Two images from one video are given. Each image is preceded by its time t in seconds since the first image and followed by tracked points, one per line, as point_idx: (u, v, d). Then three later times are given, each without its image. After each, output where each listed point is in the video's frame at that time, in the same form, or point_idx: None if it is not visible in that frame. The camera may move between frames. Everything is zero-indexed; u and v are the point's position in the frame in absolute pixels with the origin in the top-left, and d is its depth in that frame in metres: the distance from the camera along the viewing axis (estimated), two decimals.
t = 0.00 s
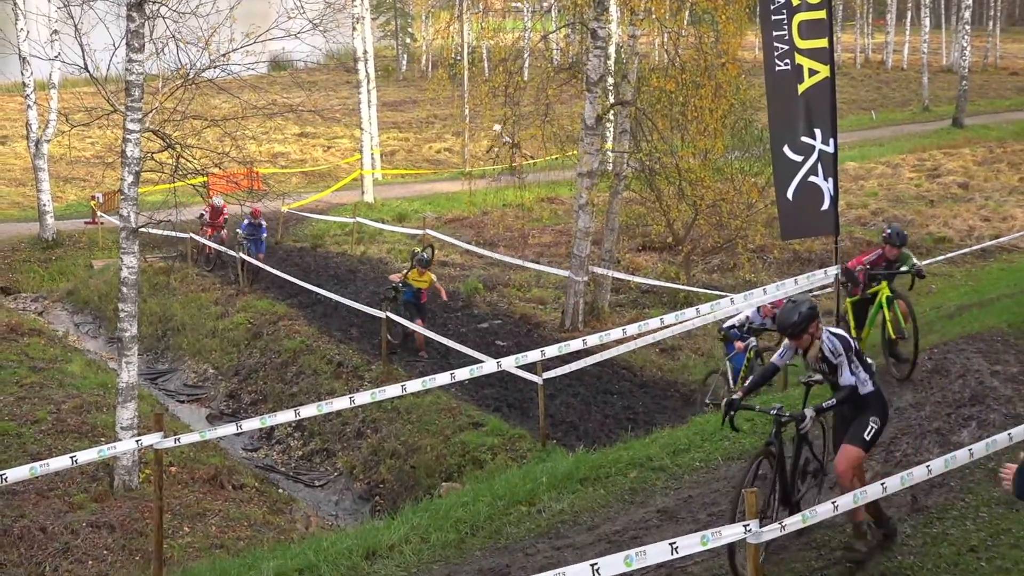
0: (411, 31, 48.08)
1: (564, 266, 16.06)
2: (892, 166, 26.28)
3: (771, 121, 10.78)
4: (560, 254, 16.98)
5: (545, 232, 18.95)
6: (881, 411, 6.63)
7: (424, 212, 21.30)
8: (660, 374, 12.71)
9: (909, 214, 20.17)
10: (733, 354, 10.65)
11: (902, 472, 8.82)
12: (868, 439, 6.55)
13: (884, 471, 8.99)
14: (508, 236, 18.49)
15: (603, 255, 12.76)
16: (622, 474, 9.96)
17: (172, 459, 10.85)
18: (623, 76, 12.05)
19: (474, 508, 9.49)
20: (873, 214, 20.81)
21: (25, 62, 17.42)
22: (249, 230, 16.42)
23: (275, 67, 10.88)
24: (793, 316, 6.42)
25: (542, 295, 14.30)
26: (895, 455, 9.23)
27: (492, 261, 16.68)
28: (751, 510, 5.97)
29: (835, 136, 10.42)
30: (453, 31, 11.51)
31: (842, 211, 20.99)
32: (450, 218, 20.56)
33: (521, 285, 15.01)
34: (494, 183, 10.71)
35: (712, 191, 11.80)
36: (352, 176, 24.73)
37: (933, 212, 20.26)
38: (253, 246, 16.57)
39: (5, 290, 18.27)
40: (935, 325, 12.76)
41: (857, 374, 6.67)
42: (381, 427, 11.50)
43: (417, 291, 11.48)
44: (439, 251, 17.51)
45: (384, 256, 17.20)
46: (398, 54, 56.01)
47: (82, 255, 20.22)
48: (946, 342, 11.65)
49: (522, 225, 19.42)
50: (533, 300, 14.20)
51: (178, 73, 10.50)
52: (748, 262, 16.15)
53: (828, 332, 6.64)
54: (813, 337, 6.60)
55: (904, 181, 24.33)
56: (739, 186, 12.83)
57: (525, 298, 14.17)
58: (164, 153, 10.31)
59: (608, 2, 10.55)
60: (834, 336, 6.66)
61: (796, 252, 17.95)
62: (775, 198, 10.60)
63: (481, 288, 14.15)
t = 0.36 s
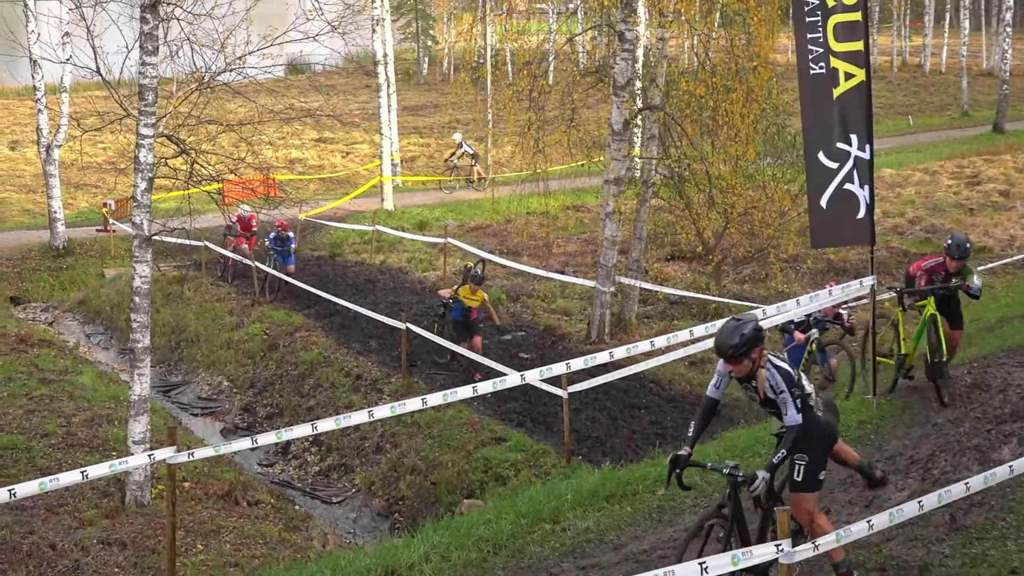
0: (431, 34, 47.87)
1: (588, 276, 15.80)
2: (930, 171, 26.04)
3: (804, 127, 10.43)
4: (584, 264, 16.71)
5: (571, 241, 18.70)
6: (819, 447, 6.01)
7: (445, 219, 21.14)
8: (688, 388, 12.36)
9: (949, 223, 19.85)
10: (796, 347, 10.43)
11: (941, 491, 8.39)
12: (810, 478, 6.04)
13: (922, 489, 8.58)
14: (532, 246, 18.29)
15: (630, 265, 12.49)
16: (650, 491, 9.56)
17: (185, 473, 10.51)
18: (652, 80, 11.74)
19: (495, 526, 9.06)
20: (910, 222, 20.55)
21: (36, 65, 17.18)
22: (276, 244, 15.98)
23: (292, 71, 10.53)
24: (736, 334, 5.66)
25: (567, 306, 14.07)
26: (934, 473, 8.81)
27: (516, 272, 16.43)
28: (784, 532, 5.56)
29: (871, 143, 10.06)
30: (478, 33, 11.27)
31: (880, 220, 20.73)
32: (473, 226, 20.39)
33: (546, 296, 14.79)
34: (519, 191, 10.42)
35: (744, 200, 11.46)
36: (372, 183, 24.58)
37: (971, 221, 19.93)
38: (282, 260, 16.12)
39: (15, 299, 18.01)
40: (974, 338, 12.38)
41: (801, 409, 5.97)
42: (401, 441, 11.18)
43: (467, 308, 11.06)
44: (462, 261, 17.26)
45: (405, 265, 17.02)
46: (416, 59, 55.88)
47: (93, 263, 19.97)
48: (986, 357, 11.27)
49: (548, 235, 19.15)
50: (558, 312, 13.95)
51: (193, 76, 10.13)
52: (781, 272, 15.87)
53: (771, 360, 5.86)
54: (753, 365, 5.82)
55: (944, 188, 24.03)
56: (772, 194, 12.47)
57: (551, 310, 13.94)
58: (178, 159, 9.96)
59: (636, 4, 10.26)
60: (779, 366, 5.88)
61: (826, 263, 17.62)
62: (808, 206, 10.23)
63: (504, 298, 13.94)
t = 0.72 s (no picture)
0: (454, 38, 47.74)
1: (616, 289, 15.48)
2: (976, 180, 25.76)
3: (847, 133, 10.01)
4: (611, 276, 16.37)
5: (600, 252, 18.37)
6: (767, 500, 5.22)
7: (470, 228, 20.94)
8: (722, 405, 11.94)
9: (997, 233, 19.48)
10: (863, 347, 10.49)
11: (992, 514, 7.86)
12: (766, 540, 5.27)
13: (970, 513, 8.06)
14: (560, 256, 18.04)
15: (663, 277, 12.20)
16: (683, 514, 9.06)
17: (198, 493, 10.08)
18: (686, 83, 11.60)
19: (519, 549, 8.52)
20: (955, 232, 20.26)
21: (45, 67, 16.82)
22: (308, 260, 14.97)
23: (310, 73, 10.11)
24: (648, 375, 4.73)
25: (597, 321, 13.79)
26: (982, 496, 8.31)
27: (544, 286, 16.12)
28: (824, 555, 5.23)
29: (916, 149, 9.58)
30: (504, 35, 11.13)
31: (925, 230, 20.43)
32: (499, 236, 20.21)
33: (575, 310, 14.52)
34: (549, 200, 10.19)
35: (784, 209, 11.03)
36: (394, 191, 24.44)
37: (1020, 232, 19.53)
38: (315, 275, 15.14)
39: (22, 310, 17.66)
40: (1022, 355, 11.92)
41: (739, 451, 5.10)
42: (423, 460, 10.76)
43: (512, 333, 10.70)
44: (488, 273, 16.92)
45: (428, 276, 16.82)
46: (436, 65, 55.79)
47: (104, 274, 19.62)
48: None
49: (577, 246, 18.81)
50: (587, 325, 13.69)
51: (208, 79, 9.73)
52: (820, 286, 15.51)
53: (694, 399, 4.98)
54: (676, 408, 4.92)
55: (991, 197, 23.65)
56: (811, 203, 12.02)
57: (580, 323, 13.68)
58: (191, 164, 9.53)
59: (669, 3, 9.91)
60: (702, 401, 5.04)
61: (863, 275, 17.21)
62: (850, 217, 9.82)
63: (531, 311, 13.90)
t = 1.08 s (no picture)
0: (484, 36, 47.31)
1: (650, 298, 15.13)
2: None
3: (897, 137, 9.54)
4: (646, 286, 16.01)
5: (637, 260, 17.99)
6: (686, 530, 4.51)
7: (501, 234, 20.63)
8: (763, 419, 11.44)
9: None
10: (948, 349, 9.79)
11: None
12: (671, 561, 4.38)
13: None
14: (595, 264, 17.70)
15: (704, 286, 11.93)
16: (723, 535, 8.51)
17: (217, 511, 9.63)
18: (727, 83, 11.09)
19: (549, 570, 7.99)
20: (1013, 240, 19.74)
21: (58, 67, 16.41)
22: (348, 274, 14.14)
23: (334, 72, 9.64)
24: (547, 422, 4.16)
25: (633, 332, 13.46)
26: None
27: (577, 296, 15.76)
28: None
29: (969, 152, 9.10)
30: (538, 33, 10.78)
31: (979, 237, 19.93)
32: (532, 242, 19.88)
33: (611, 322, 14.19)
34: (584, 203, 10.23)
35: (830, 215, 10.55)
36: (422, 195, 24.17)
37: None
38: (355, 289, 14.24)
39: (32, 320, 17.36)
40: None
41: (647, 480, 4.46)
42: (453, 476, 10.35)
43: (570, 359, 9.84)
44: (520, 282, 16.59)
45: (458, 284, 16.54)
46: (462, 66, 55.40)
47: (119, 281, 19.27)
48: None
49: (614, 254, 18.40)
50: (624, 336, 13.50)
51: (227, 79, 9.34)
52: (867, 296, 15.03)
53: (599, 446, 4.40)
54: (573, 455, 4.27)
55: None
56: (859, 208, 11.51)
57: (616, 335, 13.46)
58: (210, 167, 9.09)
59: None
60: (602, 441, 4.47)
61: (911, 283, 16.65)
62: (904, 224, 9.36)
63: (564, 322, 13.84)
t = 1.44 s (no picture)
0: (518, 28, 46.82)
1: (687, 303, 14.73)
2: None
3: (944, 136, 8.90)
4: (684, 290, 15.62)
5: (677, 262, 17.57)
6: None
7: (534, 236, 20.24)
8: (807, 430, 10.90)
9: None
10: None
11: None
12: None
13: None
14: (633, 267, 17.29)
15: (748, 291, 11.72)
16: (767, 553, 7.89)
17: (236, 525, 9.23)
18: (773, 78, 10.88)
19: None
20: None
21: (72, 59, 16.02)
22: (394, 284, 13.50)
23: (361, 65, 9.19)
24: (411, 456, 3.60)
25: (673, 339, 13.08)
26: None
27: (614, 302, 15.36)
28: None
29: None
30: (574, 25, 10.45)
31: None
32: (567, 244, 19.47)
33: (649, 328, 13.80)
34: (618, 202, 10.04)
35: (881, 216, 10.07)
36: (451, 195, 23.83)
37: None
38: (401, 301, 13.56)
39: (45, 324, 17.11)
40: None
41: (523, 528, 3.83)
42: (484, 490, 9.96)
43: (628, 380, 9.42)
44: (554, 286, 16.21)
45: (490, 289, 16.22)
46: (493, 58, 54.88)
47: (135, 283, 18.92)
48: None
49: (653, 257, 17.98)
50: (664, 343, 13.17)
51: (249, 72, 8.83)
52: (919, 301, 14.47)
53: (465, 490, 3.77)
54: (438, 498, 3.66)
55: None
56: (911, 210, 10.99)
57: (656, 342, 13.14)
58: (230, 165, 8.67)
59: None
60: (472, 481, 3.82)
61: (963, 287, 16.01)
62: (963, 227, 8.62)
63: (601, 329, 13.51)
